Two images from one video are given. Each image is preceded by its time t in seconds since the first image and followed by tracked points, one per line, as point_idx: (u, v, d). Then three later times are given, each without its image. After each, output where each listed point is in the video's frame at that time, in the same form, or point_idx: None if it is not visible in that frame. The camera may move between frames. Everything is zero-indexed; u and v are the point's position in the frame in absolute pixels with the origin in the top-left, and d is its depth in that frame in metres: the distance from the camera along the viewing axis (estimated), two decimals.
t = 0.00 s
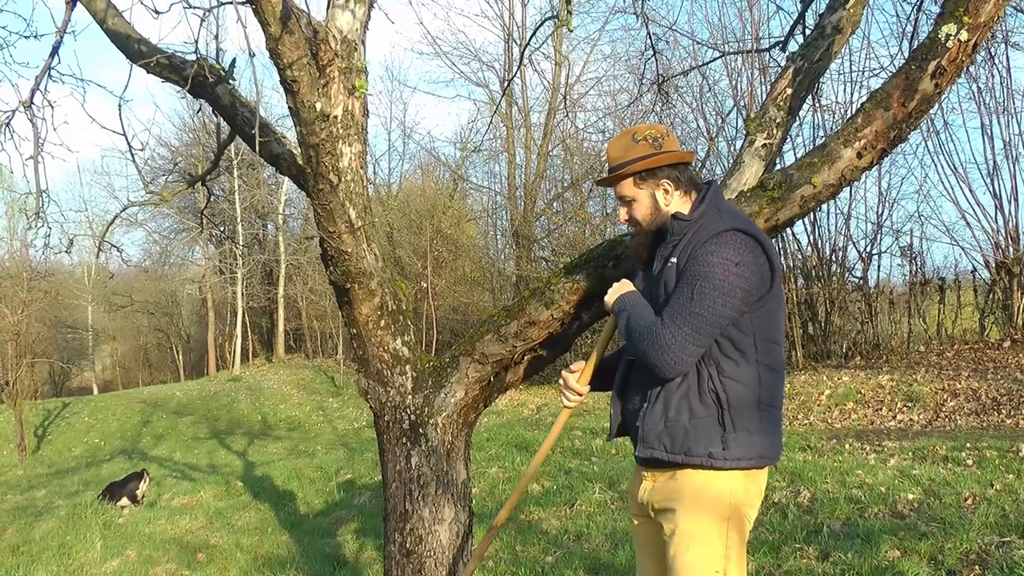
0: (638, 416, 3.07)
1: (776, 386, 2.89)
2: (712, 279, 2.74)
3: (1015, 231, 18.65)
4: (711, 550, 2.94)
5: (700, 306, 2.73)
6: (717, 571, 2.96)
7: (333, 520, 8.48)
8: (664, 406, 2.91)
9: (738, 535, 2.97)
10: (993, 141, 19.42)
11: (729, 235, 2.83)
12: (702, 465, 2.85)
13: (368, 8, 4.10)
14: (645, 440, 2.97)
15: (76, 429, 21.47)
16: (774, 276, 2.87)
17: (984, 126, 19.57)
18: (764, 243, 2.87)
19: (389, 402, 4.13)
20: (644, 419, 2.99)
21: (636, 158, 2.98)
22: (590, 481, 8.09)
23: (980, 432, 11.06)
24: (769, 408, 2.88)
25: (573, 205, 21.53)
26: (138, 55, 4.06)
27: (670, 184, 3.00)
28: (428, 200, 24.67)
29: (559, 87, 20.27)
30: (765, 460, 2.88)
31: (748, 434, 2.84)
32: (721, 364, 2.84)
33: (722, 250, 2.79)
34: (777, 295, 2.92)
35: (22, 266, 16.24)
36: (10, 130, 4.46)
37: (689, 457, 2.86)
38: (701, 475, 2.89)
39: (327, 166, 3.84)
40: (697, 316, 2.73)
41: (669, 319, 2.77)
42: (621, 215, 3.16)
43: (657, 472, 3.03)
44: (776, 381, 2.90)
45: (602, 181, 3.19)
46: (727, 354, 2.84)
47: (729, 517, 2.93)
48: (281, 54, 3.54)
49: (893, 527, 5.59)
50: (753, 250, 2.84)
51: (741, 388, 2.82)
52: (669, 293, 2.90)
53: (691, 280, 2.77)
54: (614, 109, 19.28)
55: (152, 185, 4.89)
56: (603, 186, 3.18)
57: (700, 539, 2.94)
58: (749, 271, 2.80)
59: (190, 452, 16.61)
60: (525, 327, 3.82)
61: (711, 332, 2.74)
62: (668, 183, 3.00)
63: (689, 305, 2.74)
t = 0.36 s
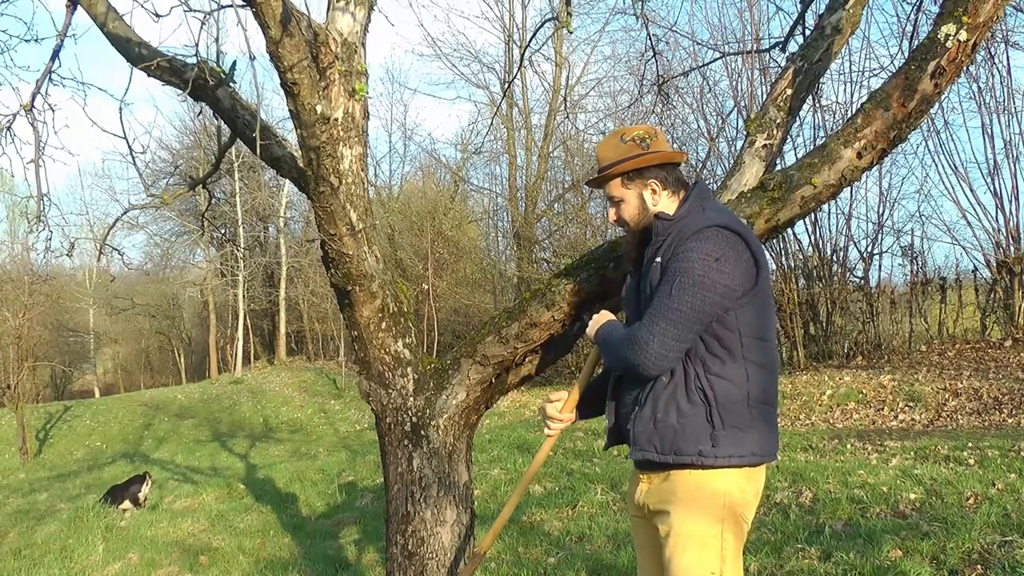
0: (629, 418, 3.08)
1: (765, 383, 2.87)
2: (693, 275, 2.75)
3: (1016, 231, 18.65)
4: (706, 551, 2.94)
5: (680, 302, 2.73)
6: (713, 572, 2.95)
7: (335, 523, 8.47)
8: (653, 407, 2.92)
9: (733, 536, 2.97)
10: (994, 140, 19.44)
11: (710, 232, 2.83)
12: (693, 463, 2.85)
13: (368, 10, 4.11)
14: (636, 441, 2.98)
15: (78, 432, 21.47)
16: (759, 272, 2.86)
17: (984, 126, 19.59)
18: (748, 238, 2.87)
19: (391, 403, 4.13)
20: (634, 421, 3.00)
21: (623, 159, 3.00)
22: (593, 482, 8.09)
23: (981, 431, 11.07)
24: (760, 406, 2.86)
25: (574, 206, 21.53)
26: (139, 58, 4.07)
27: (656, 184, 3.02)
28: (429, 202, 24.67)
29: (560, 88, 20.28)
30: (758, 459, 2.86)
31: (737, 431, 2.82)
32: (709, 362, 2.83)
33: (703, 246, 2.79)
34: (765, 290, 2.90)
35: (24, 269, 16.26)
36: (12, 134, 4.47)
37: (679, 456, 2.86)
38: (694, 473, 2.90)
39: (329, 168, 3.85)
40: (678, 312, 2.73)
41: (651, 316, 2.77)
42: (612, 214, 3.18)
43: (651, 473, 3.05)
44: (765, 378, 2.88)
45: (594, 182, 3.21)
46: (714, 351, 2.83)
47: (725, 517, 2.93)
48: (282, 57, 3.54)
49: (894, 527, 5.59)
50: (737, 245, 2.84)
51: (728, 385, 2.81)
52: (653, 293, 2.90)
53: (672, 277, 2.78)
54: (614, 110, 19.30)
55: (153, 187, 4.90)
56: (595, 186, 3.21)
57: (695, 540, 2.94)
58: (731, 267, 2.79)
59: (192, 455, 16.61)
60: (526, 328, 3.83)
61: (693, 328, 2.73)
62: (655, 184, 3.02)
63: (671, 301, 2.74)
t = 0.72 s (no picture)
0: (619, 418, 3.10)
1: (755, 387, 2.86)
2: (683, 275, 2.75)
3: (1016, 233, 18.67)
4: (695, 552, 2.94)
5: (668, 303, 2.74)
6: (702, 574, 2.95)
7: (335, 524, 8.48)
8: (640, 407, 2.93)
9: (723, 538, 2.96)
10: (993, 143, 19.46)
11: (704, 233, 2.83)
12: (679, 465, 2.86)
13: (368, 11, 4.11)
14: (623, 441, 2.99)
15: (78, 433, 21.48)
16: (752, 275, 2.85)
17: (984, 128, 19.61)
18: (743, 241, 2.87)
19: (391, 404, 4.13)
20: (622, 420, 3.01)
21: (625, 156, 3.01)
22: (592, 483, 8.09)
23: (980, 433, 11.08)
24: (748, 410, 2.85)
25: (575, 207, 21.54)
26: (139, 58, 4.07)
27: (658, 182, 3.02)
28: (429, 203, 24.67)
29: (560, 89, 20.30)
30: (745, 462, 2.86)
31: (723, 435, 2.82)
32: (697, 364, 2.84)
33: (695, 247, 2.80)
34: (758, 294, 2.89)
35: (23, 270, 16.28)
36: (12, 135, 4.48)
37: (664, 457, 2.87)
38: (684, 474, 2.90)
39: (329, 169, 3.86)
40: (667, 312, 2.74)
41: (640, 315, 2.79)
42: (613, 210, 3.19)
43: (642, 474, 3.06)
44: (755, 382, 2.86)
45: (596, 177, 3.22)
46: (703, 353, 2.83)
47: (714, 518, 2.93)
48: (282, 58, 3.55)
49: (894, 528, 5.60)
50: (731, 248, 2.84)
51: (715, 388, 2.81)
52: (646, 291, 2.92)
53: (663, 277, 2.79)
54: (614, 112, 19.31)
55: (153, 188, 4.90)
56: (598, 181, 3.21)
57: (684, 541, 2.95)
58: (723, 269, 2.79)
59: (192, 456, 16.61)
60: (526, 329, 3.83)
61: (680, 330, 2.74)
62: (656, 182, 3.02)
63: (660, 302, 2.76)
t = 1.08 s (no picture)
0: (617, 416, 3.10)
1: (753, 389, 2.85)
2: (683, 275, 2.76)
3: (1017, 234, 18.67)
4: (690, 552, 2.94)
5: (667, 303, 2.75)
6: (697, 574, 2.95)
7: (335, 524, 8.47)
8: (637, 406, 2.94)
9: (719, 538, 2.96)
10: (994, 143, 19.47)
11: (707, 234, 2.83)
12: (674, 464, 2.86)
13: (369, 10, 4.11)
14: (619, 438, 3.00)
15: (78, 432, 21.47)
16: (755, 278, 2.85)
17: (985, 129, 19.62)
18: (747, 243, 2.85)
19: (391, 404, 4.14)
20: (619, 418, 3.02)
21: (635, 153, 3.00)
22: (592, 484, 8.09)
23: (980, 434, 11.08)
24: (746, 412, 2.84)
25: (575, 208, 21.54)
26: (140, 57, 4.08)
27: (668, 181, 3.02)
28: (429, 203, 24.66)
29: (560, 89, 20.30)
30: (741, 464, 2.86)
31: (719, 436, 2.82)
32: (695, 364, 2.84)
33: (696, 247, 2.80)
34: (759, 296, 2.88)
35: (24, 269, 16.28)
36: (12, 134, 4.47)
37: (659, 455, 2.87)
38: (679, 473, 2.90)
39: (329, 168, 3.85)
40: (665, 312, 2.75)
41: (639, 313, 2.81)
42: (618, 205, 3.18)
43: (637, 473, 3.06)
44: (754, 385, 2.86)
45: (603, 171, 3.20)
46: (701, 353, 2.83)
47: (710, 518, 2.93)
48: (282, 57, 3.54)
49: (895, 529, 5.60)
50: (733, 249, 2.84)
51: (712, 389, 2.81)
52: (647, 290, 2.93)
53: (664, 275, 2.80)
54: (615, 112, 19.31)
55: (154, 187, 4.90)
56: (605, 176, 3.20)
57: (680, 541, 2.94)
58: (724, 271, 2.78)
59: (192, 455, 16.61)
60: (526, 329, 3.83)
61: (678, 330, 2.75)
62: (666, 180, 3.02)
63: (660, 301, 2.77)
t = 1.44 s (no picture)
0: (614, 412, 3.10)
1: (754, 390, 2.86)
2: (693, 270, 2.77)
3: (1017, 235, 18.67)
4: (688, 551, 2.94)
5: (675, 296, 2.76)
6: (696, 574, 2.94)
7: (334, 523, 8.48)
8: (637, 401, 2.94)
9: (718, 537, 2.96)
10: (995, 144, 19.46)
11: (721, 233, 2.85)
12: (671, 460, 2.85)
13: (371, 10, 4.12)
14: (616, 432, 3.00)
15: (77, 431, 21.48)
16: (764, 280, 2.86)
17: (985, 130, 19.62)
18: (758, 246, 2.87)
19: (391, 404, 4.14)
20: (618, 413, 3.02)
21: (677, 140, 3.00)
22: (592, 484, 8.10)
23: (980, 435, 11.08)
24: (746, 414, 2.85)
25: (575, 208, 21.55)
26: (141, 56, 4.07)
27: (700, 177, 3.06)
28: (430, 202, 24.67)
29: (561, 89, 20.31)
30: (740, 463, 2.86)
31: (718, 434, 2.82)
32: (698, 362, 2.84)
33: (709, 245, 2.81)
34: (765, 300, 2.90)
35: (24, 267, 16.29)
36: (13, 132, 4.48)
37: (656, 450, 2.86)
38: (677, 470, 2.90)
39: (330, 168, 3.86)
40: (673, 304, 2.76)
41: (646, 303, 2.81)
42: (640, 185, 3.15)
43: (636, 471, 3.06)
44: (754, 387, 2.86)
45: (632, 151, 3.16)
46: (705, 351, 2.84)
47: (708, 517, 2.92)
48: (284, 56, 3.54)
49: (894, 529, 5.60)
50: (745, 251, 2.85)
51: (713, 387, 2.82)
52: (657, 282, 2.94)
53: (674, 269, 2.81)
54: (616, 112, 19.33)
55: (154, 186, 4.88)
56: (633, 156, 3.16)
57: (677, 539, 2.95)
58: (733, 271, 2.80)
59: (192, 454, 16.62)
60: (527, 329, 3.84)
61: (684, 324, 2.76)
62: (699, 176, 3.05)
63: (668, 293, 2.77)
